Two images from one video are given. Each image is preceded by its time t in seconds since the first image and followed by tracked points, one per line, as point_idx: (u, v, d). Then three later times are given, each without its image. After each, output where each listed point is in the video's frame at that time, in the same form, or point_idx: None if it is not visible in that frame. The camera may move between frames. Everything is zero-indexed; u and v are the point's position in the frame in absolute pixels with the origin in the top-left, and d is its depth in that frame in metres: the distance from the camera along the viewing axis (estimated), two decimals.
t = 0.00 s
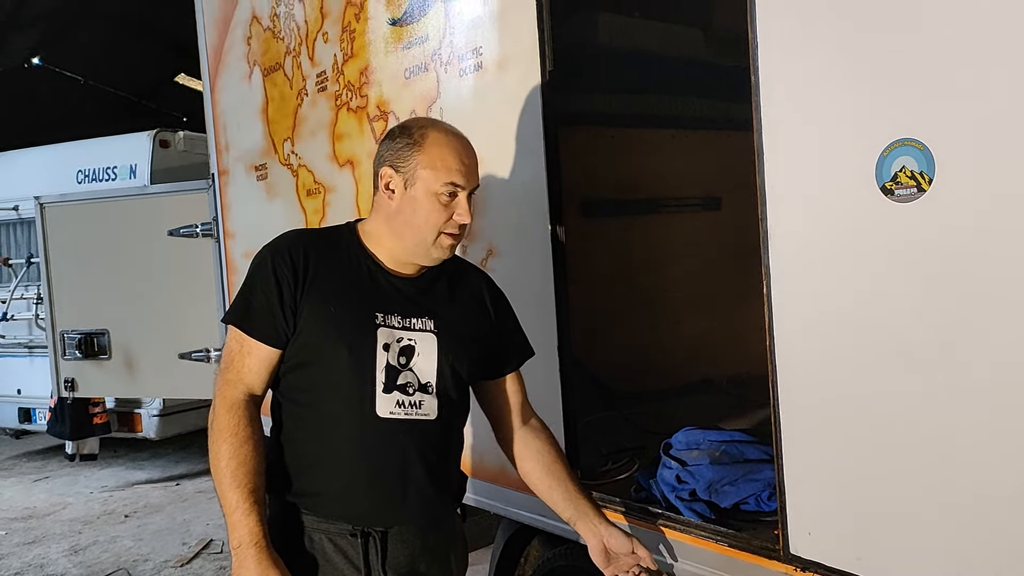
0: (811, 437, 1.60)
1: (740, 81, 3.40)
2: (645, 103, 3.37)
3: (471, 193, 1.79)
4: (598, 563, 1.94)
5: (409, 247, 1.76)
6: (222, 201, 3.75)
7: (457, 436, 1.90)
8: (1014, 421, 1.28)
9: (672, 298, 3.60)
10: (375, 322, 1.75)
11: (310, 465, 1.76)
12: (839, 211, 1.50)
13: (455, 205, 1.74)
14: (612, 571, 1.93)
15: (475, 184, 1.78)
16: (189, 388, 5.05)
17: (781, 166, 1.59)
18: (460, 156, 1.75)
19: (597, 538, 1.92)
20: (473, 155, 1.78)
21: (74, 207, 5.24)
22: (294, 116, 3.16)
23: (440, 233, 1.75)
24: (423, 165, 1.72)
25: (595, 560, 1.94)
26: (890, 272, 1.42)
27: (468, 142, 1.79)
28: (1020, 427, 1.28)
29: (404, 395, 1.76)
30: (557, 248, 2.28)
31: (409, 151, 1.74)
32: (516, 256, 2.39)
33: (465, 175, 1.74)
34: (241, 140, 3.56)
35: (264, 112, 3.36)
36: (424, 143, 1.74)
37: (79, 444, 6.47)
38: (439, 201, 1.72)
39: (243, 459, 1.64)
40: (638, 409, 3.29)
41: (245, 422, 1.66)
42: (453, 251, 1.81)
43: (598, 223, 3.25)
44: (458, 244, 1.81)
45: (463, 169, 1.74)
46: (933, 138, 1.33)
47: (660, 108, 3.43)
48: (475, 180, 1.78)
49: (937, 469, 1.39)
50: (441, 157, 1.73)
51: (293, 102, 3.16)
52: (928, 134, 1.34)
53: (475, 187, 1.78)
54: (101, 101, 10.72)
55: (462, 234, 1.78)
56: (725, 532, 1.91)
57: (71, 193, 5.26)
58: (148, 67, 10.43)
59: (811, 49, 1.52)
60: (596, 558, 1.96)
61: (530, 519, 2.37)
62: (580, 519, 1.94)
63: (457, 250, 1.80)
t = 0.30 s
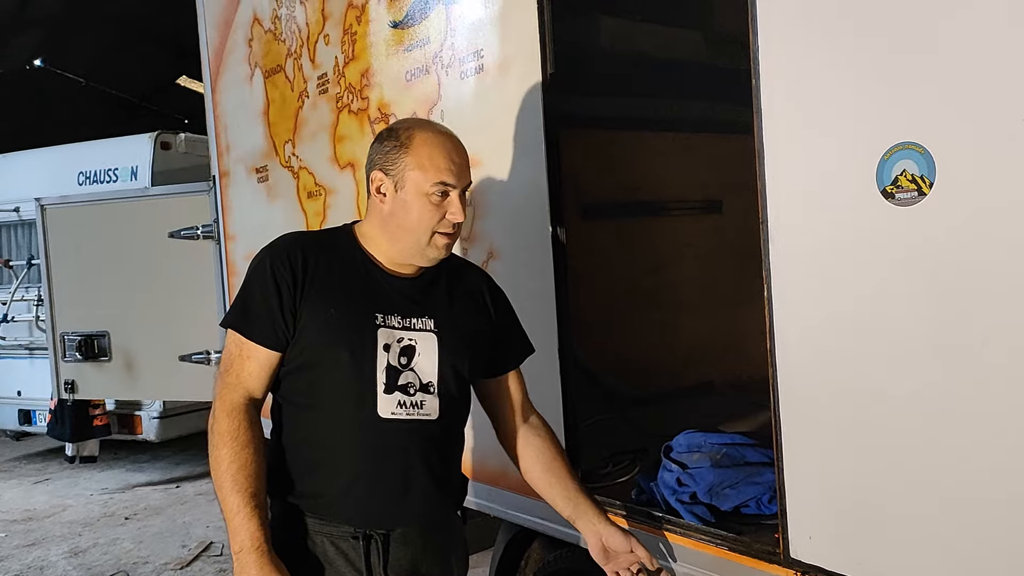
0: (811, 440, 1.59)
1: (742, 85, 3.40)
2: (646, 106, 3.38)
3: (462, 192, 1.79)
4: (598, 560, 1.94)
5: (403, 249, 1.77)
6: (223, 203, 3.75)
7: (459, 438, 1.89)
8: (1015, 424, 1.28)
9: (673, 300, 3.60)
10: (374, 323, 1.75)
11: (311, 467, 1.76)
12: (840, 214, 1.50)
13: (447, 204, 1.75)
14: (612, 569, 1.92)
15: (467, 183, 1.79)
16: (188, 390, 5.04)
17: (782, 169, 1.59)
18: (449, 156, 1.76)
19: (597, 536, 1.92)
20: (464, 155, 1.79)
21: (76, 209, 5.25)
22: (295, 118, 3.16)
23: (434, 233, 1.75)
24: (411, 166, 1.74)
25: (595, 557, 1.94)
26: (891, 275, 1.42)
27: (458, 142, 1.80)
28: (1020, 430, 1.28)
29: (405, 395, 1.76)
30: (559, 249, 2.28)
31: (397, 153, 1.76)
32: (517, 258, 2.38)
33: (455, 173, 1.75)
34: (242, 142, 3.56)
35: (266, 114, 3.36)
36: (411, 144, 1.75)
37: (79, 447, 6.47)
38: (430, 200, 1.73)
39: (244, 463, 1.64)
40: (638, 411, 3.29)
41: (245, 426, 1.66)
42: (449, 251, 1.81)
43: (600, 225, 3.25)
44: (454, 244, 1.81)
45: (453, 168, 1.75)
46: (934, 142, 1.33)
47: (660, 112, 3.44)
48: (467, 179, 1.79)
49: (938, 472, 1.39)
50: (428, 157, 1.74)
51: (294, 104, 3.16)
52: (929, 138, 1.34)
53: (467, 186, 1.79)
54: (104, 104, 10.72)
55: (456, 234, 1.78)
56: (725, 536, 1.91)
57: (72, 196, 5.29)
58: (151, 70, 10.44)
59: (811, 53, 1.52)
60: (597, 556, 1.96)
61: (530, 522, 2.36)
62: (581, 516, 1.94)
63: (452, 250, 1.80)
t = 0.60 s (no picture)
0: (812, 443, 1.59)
1: (742, 88, 3.40)
2: (646, 109, 3.38)
3: (456, 192, 1.79)
4: (604, 559, 1.94)
5: (399, 251, 1.77)
6: (224, 205, 3.75)
7: (458, 440, 1.89)
8: (1015, 428, 1.28)
9: (672, 303, 3.60)
10: (372, 323, 1.75)
11: (310, 469, 1.76)
12: (841, 218, 1.49)
13: (440, 205, 1.75)
14: (618, 568, 1.92)
15: (460, 183, 1.78)
16: (188, 392, 5.04)
17: (784, 172, 1.59)
18: (440, 156, 1.75)
19: (601, 536, 1.91)
20: (456, 155, 1.79)
21: (76, 210, 5.26)
22: (296, 120, 3.16)
23: (429, 234, 1.75)
24: (402, 169, 1.74)
25: (601, 556, 1.94)
26: (892, 278, 1.42)
27: (449, 142, 1.80)
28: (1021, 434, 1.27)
29: (404, 396, 1.76)
30: (559, 250, 2.27)
31: (387, 157, 1.76)
32: (518, 260, 2.38)
33: (446, 174, 1.75)
34: (243, 144, 3.56)
35: (266, 116, 3.36)
36: (401, 147, 1.76)
37: (79, 448, 6.46)
38: (422, 202, 1.73)
39: (241, 467, 1.63)
40: (638, 415, 3.28)
41: (242, 429, 1.66)
42: (446, 252, 1.80)
43: (600, 228, 3.25)
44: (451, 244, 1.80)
45: (444, 168, 1.75)
46: (936, 145, 1.33)
47: (660, 115, 3.44)
48: (460, 178, 1.78)
49: (938, 477, 1.39)
50: (418, 158, 1.74)
51: (295, 106, 3.16)
52: (931, 141, 1.34)
53: (460, 186, 1.78)
54: (104, 105, 10.71)
55: (451, 234, 1.78)
56: (725, 540, 1.91)
57: (73, 197, 5.30)
58: (153, 71, 10.44)
59: (813, 55, 1.52)
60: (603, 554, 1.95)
61: (530, 525, 2.36)
62: (584, 515, 1.93)
63: (448, 251, 1.80)
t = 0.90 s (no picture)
0: (813, 447, 1.59)
1: (744, 92, 3.40)
2: (648, 113, 3.39)
3: (454, 193, 1.79)
4: (607, 562, 1.92)
5: (398, 253, 1.77)
6: (226, 207, 3.75)
7: (458, 442, 1.89)
8: (1015, 429, 1.28)
9: (674, 306, 3.60)
10: (371, 325, 1.75)
11: (309, 472, 1.76)
12: (844, 221, 1.49)
13: (437, 207, 1.75)
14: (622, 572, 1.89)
15: (458, 184, 1.78)
16: (189, 393, 5.03)
17: (786, 176, 1.59)
18: (436, 158, 1.75)
19: (605, 539, 1.90)
20: (453, 157, 1.79)
21: (78, 211, 5.28)
22: (299, 122, 3.16)
23: (427, 236, 1.74)
24: (399, 171, 1.74)
25: (604, 559, 1.92)
26: (894, 281, 1.42)
27: (446, 144, 1.80)
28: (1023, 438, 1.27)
29: (403, 398, 1.76)
30: (562, 251, 2.27)
31: (384, 159, 1.77)
32: (520, 262, 2.38)
33: (443, 175, 1.75)
34: (246, 146, 3.56)
35: (269, 118, 3.36)
36: (397, 149, 1.76)
37: (80, 449, 6.44)
38: (420, 204, 1.73)
39: (239, 470, 1.63)
40: (639, 418, 3.28)
41: (241, 432, 1.66)
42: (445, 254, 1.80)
43: (602, 231, 3.25)
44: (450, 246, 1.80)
45: (441, 170, 1.75)
46: (939, 149, 1.33)
47: (661, 118, 3.45)
48: (458, 180, 1.78)
49: (940, 481, 1.38)
50: (415, 160, 1.74)
51: (298, 108, 3.16)
52: (934, 144, 1.33)
53: (458, 188, 1.78)
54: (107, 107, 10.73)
55: (450, 235, 1.77)
56: (728, 544, 1.91)
57: (75, 198, 5.32)
58: (156, 73, 10.46)
59: (815, 59, 1.52)
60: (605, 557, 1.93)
61: (530, 528, 2.36)
62: (586, 517, 1.92)
63: (448, 253, 1.79)
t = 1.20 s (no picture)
0: (815, 452, 1.59)
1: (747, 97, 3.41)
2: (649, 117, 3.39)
3: (452, 192, 1.79)
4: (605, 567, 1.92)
5: (398, 255, 1.77)
6: (228, 211, 3.76)
7: (459, 447, 1.89)
8: (1015, 430, 1.28)
9: (676, 311, 3.59)
10: (371, 330, 1.75)
11: (309, 476, 1.76)
12: (846, 226, 1.49)
13: (435, 206, 1.75)
14: None
15: (455, 183, 1.79)
16: (190, 396, 5.03)
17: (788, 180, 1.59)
18: (432, 157, 1.76)
19: (603, 545, 1.89)
20: (449, 156, 1.79)
21: (81, 214, 5.29)
22: (301, 126, 3.16)
23: (426, 236, 1.74)
24: (395, 172, 1.74)
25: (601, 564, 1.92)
26: (896, 285, 1.42)
27: (442, 143, 1.80)
28: None
29: (404, 403, 1.76)
30: (564, 254, 2.27)
31: (380, 160, 1.77)
32: (522, 266, 2.38)
33: (439, 174, 1.75)
34: (248, 150, 3.57)
35: (272, 123, 3.37)
36: (392, 150, 1.77)
37: (81, 452, 6.34)
38: (417, 203, 1.73)
39: (239, 475, 1.63)
40: (640, 423, 3.28)
41: (241, 437, 1.66)
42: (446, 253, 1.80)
43: (604, 236, 3.25)
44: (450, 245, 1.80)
45: (437, 169, 1.75)
46: (941, 153, 1.33)
47: (663, 124, 3.46)
48: (455, 178, 1.78)
49: (941, 484, 1.38)
50: (410, 160, 1.75)
51: (300, 112, 3.17)
52: (935, 148, 1.34)
53: (455, 186, 1.79)
54: (110, 111, 10.75)
55: (450, 234, 1.77)
56: (729, 548, 1.91)
57: (77, 201, 5.33)
58: (159, 78, 10.49)
59: (817, 63, 1.52)
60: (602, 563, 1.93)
61: (531, 532, 2.36)
62: (585, 523, 1.91)
63: (448, 252, 1.79)
